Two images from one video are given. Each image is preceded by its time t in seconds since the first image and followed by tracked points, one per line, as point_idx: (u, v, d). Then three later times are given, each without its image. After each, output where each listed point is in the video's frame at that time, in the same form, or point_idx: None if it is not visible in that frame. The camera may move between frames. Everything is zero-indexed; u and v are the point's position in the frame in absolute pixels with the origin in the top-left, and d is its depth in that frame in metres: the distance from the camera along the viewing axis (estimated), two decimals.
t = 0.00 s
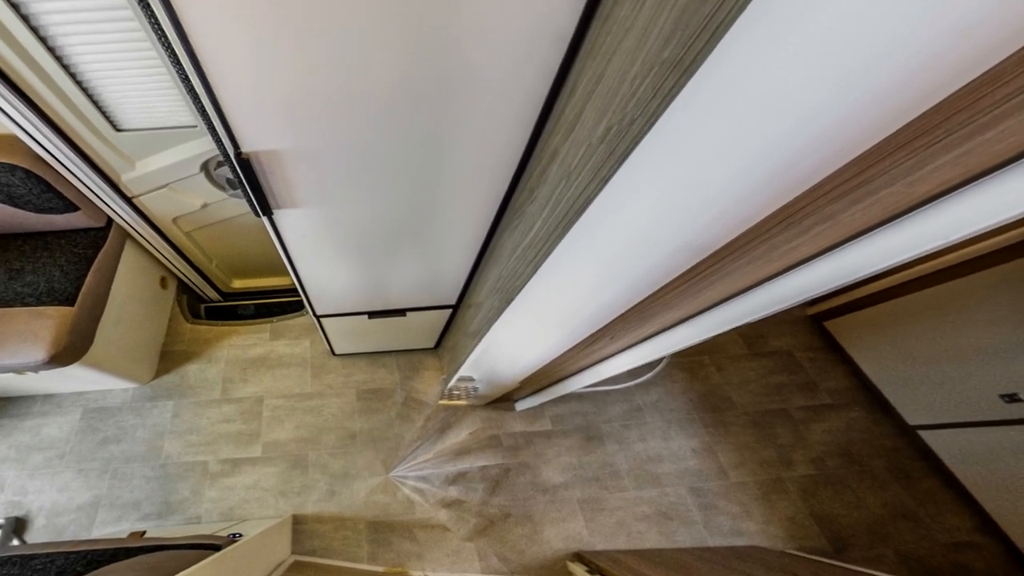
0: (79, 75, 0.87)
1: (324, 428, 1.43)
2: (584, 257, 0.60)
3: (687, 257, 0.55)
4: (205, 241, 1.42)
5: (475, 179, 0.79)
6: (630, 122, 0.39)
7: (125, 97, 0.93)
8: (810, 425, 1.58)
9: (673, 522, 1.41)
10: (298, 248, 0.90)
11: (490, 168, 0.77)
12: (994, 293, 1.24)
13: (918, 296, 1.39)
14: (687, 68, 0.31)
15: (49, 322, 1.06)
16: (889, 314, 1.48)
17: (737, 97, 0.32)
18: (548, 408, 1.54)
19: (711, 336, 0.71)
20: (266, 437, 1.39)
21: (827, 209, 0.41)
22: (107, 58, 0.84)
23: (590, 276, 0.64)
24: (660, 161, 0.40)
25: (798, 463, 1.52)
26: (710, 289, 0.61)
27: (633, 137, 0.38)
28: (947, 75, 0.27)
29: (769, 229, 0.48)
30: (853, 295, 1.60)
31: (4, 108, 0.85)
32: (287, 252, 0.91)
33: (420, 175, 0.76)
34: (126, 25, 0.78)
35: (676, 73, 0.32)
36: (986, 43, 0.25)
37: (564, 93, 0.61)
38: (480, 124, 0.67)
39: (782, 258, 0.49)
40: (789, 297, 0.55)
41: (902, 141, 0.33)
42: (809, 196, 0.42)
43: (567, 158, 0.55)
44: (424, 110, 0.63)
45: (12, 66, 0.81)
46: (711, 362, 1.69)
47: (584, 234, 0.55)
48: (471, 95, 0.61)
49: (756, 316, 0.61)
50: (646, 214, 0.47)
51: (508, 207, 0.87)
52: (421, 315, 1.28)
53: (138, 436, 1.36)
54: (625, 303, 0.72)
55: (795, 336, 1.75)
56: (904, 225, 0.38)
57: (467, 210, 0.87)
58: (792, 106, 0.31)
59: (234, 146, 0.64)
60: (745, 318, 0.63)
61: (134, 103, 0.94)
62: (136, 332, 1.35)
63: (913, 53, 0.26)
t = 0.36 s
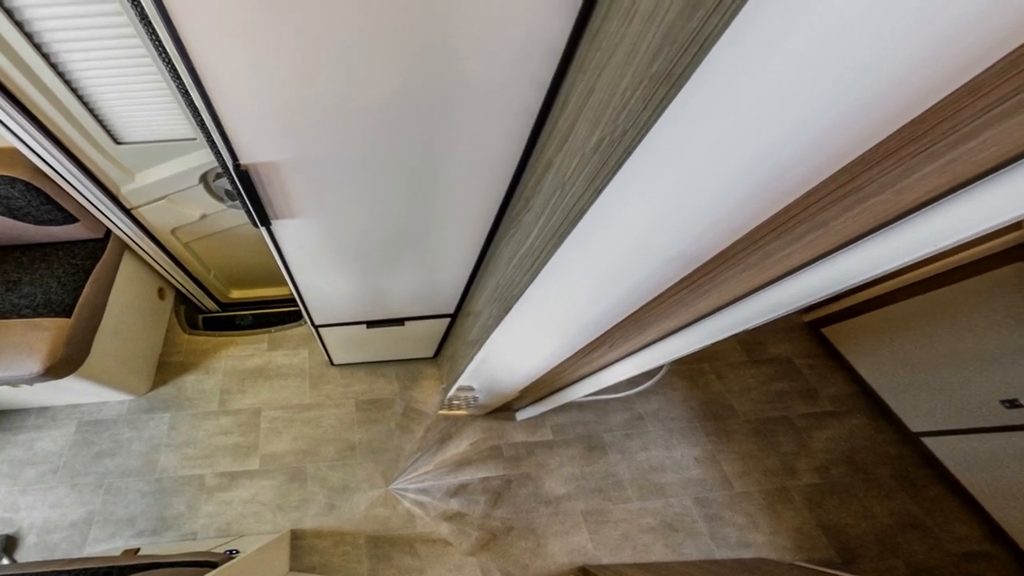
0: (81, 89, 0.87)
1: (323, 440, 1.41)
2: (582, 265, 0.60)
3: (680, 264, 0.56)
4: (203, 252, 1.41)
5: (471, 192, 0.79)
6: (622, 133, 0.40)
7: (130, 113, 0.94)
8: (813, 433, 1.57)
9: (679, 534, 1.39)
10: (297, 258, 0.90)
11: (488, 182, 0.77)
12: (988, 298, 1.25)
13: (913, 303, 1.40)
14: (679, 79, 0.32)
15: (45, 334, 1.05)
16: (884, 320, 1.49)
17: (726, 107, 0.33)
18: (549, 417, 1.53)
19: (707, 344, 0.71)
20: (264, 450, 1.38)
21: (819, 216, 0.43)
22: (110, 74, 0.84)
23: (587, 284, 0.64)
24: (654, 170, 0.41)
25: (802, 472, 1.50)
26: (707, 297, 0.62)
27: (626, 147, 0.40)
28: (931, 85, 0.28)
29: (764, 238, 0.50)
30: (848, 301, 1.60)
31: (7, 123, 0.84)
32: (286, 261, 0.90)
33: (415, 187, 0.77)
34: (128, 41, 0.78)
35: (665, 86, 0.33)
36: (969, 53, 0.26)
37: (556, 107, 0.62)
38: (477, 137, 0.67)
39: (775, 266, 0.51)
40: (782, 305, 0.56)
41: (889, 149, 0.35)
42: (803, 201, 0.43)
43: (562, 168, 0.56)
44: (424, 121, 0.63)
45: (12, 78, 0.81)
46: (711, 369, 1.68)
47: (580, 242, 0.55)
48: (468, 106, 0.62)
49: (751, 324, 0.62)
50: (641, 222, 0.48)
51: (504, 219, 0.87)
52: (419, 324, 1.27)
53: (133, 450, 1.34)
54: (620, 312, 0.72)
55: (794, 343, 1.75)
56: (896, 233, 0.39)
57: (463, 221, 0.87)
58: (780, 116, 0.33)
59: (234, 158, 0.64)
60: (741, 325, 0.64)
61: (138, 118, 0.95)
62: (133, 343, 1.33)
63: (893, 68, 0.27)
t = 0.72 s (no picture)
0: (81, 107, 0.87)
1: (322, 455, 1.39)
2: (577, 276, 0.59)
3: (675, 275, 0.56)
4: (200, 266, 1.40)
5: (466, 207, 0.79)
6: (612, 147, 0.40)
7: (129, 128, 0.93)
8: (816, 443, 1.56)
9: (687, 550, 1.36)
10: (295, 272, 0.89)
11: (483, 197, 0.78)
12: (975, 307, 1.24)
13: (905, 311, 1.38)
14: (664, 96, 0.33)
15: (39, 350, 1.03)
16: (879, 328, 1.48)
17: (712, 121, 0.34)
18: (550, 429, 1.51)
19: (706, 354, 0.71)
20: (261, 466, 1.35)
21: (808, 228, 0.44)
22: (110, 92, 0.84)
23: (584, 295, 0.63)
24: (645, 182, 0.41)
25: (809, 484, 1.48)
26: (703, 308, 0.62)
27: (616, 160, 0.40)
28: (916, 96, 0.29)
29: (754, 247, 0.50)
30: (842, 310, 1.60)
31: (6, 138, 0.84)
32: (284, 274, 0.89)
33: (409, 202, 0.76)
34: (130, 61, 0.79)
35: (653, 101, 0.34)
36: (946, 67, 0.27)
37: (548, 121, 0.62)
38: (471, 154, 0.68)
39: (767, 276, 0.52)
40: (779, 315, 0.56)
41: (873, 161, 0.36)
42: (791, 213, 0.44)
43: (554, 181, 0.56)
44: (418, 136, 0.63)
45: (12, 95, 0.80)
46: (711, 379, 1.67)
47: (574, 254, 0.54)
48: (462, 121, 0.62)
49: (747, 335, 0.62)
50: (634, 234, 0.48)
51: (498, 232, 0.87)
52: (417, 336, 1.26)
53: (126, 467, 1.31)
54: (618, 324, 0.72)
55: (793, 352, 1.74)
56: (883, 243, 0.40)
57: (458, 234, 0.87)
58: (766, 130, 0.34)
59: (232, 172, 0.63)
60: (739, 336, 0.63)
61: (138, 134, 0.95)
62: (128, 357, 1.32)
63: (874, 82, 0.28)
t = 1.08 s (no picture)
0: (82, 122, 0.87)
1: (320, 470, 1.36)
2: (574, 286, 0.58)
3: (672, 283, 0.56)
4: (197, 278, 1.39)
5: (461, 219, 0.79)
6: (604, 159, 0.40)
7: (130, 145, 0.93)
8: (820, 452, 1.54)
9: (694, 565, 1.33)
10: (293, 284, 0.88)
11: (478, 210, 0.78)
12: (969, 315, 1.24)
13: (898, 318, 1.39)
14: (653, 110, 0.32)
15: (33, 363, 1.02)
16: (875, 335, 1.48)
17: (699, 135, 0.34)
18: (551, 441, 1.49)
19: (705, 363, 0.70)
20: (258, 482, 1.33)
21: (799, 235, 0.44)
22: (111, 107, 0.84)
23: (582, 304, 0.62)
24: (639, 194, 0.41)
25: (815, 495, 1.46)
26: (700, 315, 0.62)
27: (608, 173, 0.39)
28: (897, 105, 0.30)
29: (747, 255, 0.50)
30: (838, 318, 1.60)
31: (6, 153, 0.83)
32: (281, 284, 0.88)
33: (404, 215, 0.76)
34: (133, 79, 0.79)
35: (643, 114, 0.34)
36: (924, 81, 0.28)
37: (540, 135, 0.62)
38: (467, 167, 0.68)
39: (764, 283, 0.52)
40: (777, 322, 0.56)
41: (857, 172, 0.37)
42: (781, 222, 0.45)
43: (549, 193, 0.55)
44: (412, 151, 0.63)
45: (9, 108, 0.79)
46: (711, 388, 1.66)
47: (570, 265, 0.53)
48: (457, 137, 0.62)
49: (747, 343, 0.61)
50: (630, 245, 0.48)
51: (494, 244, 0.87)
52: (416, 347, 1.25)
53: (119, 484, 1.29)
54: (617, 332, 0.72)
55: (791, 360, 1.74)
56: (877, 251, 0.40)
57: (453, 246, 0.87)
58: (755, 142, 0.34)
59: (229, 185, 0.62)
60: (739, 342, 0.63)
61: (137, 148, 0.94)
62: (123, 371, 1.30)
63: (851, 97, 0.29)
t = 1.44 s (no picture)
0: (83, 138, 0.86)
1: (318, 486, 1.34)
2: (571, 297, 0.57)
3: (669, 292, 0.55)
4: (194, 291, 1.38)
5: (457, 231, 0.79)
6: (596, 171, 0.39)
7: (130, 159, 0.93)
8: (824, 462, 1.52)
9: None
10: (291, 296, 0.88)
11: (473, 222, 0.77)
12: (961, 322, 1.25)
13: (896, 325, 1.39)
14: (642, 124, 0.32)
15: (25, 379, 1.00)
16: (872, 342, 1.47)
17: (689, 146, 0.34)
18: (553, 454, 1.47)
19: (704, 372, 0.69)
20: (254, 499, 1.30)
21: (790, 245, 0.44)
22: (112, 124, 0.84)
23: (579, 315, 0.61)
24: (630, 206, 0.40)
25: (822, 506, 1.44)
26: (697, 325, 0.61)
27: (600, 185, 0.39)
28: (878, 116, 0.30)
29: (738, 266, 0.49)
30: (835, 325, 1.59)
31: (4, 168, 0.82)
32: (280, 297, 0.87)
33: (400, 227, 0.75)
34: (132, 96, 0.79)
35: (632, 128, 0.34)
36: (902, 92, 0.28)
37: (533, 148, 0.62)
38: (462, 181, 0.68)
39: (757, 293, 0.51)
40: (772, 330, 0.56)
41: (840, 185, 0.36)
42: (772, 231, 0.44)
43: (542, 204, 0.55)
44: (407, 165, 0.63)
45: (10, 124, 0.78)
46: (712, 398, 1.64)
47: (565, 276, 0.52)
48: (450, 151, 0.62)
49: (746, 351, 0.61)
50: (624, 256, 0.48)
51: (490, 255, 0.86)
52: (415, 358, 1.23)
53: (111, 503, 1.26)
54: (615, 343, 0.71)
55: (790, 368, 1.73)
56: (867, 260, 0.40)
57: (450, 258, 0.86)
58: (741, 152, 0.34)
59: (228, 199, 0.62)
60: (737, 349, 0.62)
61: (137, 163, 0.94)
62: (118, 386, 1.28)
63: (830, 109, 0.30)
